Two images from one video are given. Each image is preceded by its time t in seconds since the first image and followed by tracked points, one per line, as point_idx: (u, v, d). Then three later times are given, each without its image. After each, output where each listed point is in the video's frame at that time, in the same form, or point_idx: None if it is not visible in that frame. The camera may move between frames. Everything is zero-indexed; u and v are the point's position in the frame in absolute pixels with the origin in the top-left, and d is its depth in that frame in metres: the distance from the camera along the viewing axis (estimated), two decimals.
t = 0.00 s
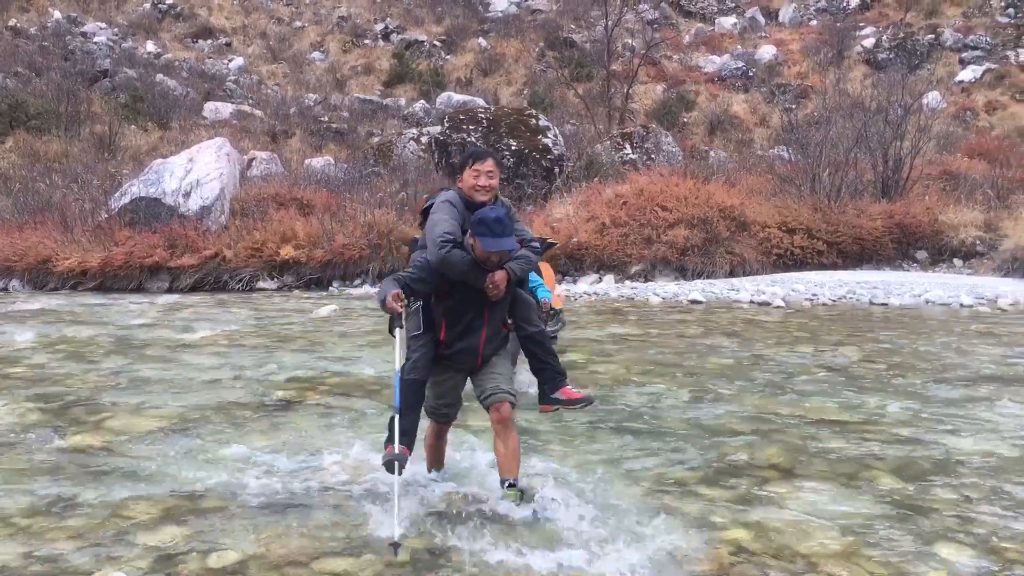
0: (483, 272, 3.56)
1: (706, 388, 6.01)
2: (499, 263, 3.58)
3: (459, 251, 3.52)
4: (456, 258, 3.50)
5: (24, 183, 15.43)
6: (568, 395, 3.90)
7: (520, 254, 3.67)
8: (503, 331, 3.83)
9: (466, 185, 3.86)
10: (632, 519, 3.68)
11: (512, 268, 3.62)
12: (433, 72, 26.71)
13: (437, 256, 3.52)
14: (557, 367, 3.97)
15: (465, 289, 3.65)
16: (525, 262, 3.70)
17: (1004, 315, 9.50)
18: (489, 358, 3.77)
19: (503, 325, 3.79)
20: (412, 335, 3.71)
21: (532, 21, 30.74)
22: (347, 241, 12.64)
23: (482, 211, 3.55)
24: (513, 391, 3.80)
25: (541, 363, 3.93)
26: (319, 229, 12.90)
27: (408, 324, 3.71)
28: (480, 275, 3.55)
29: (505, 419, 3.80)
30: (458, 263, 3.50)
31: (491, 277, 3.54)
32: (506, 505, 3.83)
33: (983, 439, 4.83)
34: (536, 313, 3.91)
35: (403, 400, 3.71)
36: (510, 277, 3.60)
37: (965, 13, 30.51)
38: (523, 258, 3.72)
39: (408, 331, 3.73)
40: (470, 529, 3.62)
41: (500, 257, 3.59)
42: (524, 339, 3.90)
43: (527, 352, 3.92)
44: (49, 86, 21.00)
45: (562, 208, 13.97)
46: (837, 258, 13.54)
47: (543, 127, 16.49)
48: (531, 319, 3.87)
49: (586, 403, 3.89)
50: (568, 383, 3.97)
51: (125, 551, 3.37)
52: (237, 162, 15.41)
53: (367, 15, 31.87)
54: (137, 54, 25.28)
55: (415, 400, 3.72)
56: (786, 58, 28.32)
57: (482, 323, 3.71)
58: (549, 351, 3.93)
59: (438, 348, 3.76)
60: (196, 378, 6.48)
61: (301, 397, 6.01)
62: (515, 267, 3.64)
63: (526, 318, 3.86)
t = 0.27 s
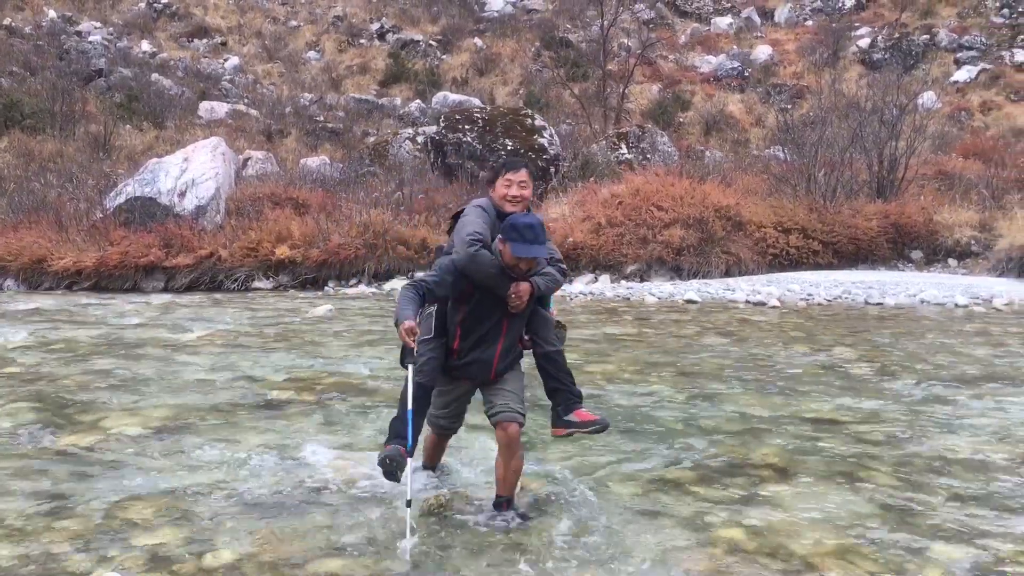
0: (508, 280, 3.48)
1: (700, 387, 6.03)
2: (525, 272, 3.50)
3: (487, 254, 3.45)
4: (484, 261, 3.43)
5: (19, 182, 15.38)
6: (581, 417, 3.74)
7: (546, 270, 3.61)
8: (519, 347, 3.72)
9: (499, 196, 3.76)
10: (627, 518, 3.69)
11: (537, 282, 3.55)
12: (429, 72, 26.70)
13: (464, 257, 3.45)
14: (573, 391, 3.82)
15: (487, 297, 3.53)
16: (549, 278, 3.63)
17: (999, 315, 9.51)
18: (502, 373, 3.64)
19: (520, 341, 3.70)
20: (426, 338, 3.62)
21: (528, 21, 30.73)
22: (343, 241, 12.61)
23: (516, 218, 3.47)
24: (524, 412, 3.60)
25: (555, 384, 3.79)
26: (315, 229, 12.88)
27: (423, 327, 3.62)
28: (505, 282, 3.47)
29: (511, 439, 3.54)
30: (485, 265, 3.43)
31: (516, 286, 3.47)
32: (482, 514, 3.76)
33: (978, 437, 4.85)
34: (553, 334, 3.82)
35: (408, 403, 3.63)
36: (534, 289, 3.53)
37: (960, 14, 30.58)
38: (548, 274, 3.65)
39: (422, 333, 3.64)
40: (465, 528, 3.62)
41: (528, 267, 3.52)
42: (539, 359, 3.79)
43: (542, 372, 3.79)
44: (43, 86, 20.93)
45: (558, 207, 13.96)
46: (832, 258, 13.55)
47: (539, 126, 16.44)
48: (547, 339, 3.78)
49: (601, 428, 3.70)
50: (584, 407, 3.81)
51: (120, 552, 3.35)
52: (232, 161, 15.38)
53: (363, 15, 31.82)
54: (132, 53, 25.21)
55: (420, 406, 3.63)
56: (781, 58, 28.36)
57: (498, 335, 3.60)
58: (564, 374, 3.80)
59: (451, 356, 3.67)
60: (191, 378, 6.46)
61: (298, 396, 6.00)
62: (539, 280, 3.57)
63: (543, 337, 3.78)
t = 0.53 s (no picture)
0: (511, 265, 3.42)
1: (697, 384, 6.03)
2: (528, 258, 3.43)
3: (490, 237, 3.40)
4: (485, 245, 3.37)
5: (14, 181, 15.33)
6: (579, 411, 3.65)
7: (552, 257, 3.53)
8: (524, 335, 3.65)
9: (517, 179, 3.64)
10: (624, 515, 3.68)
11: (541, 269, 3.48)
12: (425, 70, 26.66)
13: (467, 240, 3.39)
14: (573, 383, 3.74)
15: (488, 282, 3.47)
16: (554, 267, 3.55)
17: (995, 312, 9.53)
18: (502, 360, 3.57)
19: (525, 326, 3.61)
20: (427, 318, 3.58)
21: (525, 19, 30.69)
22: (339, 239, 12.59)
23: (520, 201, 3.39)
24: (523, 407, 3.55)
25: (555, 375, 3.74)
26: (311, 227, 12.85)
27: (425, 306, 3.59)
28: (507, 267, 3.41)
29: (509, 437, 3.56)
30: (488, 248, 3.37)
31: (517, 272, 3.40)
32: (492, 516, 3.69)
33: (973, 434, 4.86)
34: (558, 322, 3.74)
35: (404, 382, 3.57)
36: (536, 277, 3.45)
37: (956, 11, 30.62)
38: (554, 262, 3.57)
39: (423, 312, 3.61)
40: (462, 526, 3.61)
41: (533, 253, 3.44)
42: (541, 348, 3.71)
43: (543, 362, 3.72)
44: (38, 84, 20.86)
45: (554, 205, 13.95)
46: (828, 255, 13.56)
47: (535, 124, 16.39)
48: (552, 327, 3.70)
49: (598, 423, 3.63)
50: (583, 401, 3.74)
51: (116, 550, 3.34)
52: (228, 159, 15.35)
53: (359, 12, 31.75)
54: (128, 51, 25.13)
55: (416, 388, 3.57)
56: (777, 55, 28.37)
57: (500, 320, 3.53)
58: (565, 366, 3.73)
59: (452, 338, 3.62)
60: (188, 376, 6.44)
61: (295, 394, 6.00)
62: (543, 268, 3.50)
63: (548, 325, 3.68)
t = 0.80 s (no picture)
0: (494, 257, 3.38)
1: (693, 381, 6.04)
2: (512, 250, 3.38)
3: (473, 228, 3.38)
4: (467, 236, 3.36)
5: (8, 178, 15.27)
6: (570, 407, 3.43)
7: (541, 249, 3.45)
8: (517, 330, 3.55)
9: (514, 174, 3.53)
10: (621, 512, 3.69)
11: (528, 261, 3.40)
12: (421, 66, 26.61)
13: (450, 232, 3.39)
14: (567, 379, 3.52)
15: (473, 275, 3.43)
16: (543, 259, 3.47)
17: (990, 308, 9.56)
18: (492, 354, 3.49)
19: (516, 317, 3.51)
20: (418, 312, 3.58)
21: (521, 15, 30.67)
22: (335, 237, 12.57)
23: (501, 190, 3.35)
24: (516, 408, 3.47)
25: (547, 370, 3.51)
26: (307, 225, 12.83)
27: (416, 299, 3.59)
28: (490, 259, 3.37)
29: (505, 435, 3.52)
30: (469, 239, 3.35)
31: (501, 264, 3.34)
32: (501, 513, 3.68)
33: (968, 430, 4.88)
34: (555, 317, 3.59)
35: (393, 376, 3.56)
36: (523, 269, 3.37)
37: (952, 7, 30.65)
38: (543, 255, 3.48)
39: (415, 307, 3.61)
40: (459, 524, 3.61)
41: (517, 245, 3.38)
42: (535, 342, 3.56)
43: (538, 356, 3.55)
44: (33, 81, 20.77)
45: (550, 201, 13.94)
46: (824, 252, 13.57)
47: (531, 121, 16.36)
48: (547, 321, 3.56)
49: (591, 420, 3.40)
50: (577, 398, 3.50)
51: (113, 549, 3.33)
52: (224, 157, 15.31)
53: (354, 9, 31.67)
54: (123, 48, 25.03)
55: (404, 380, 3.56)
56: (774, 52, 28.37)
57: (488, 313, 3.46)
58: (561, 360, 3.54)
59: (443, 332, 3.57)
60: (184, 374, 6.43)
61: (291, 392, 5.99)
62: (530, 261, 3.42)
63: (542, 319, 3.55)
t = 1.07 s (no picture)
0: (467, 257, 3.22)
1: (691, 378, 6.03)
2: (483, 249, 3.21)
3: (441, 231, 3.24)
4: (435, 239, 3.23)
5: (6, 176, 15.24)
6: (560, 408, 3.30)
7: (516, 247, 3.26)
8: (505, 330, 3.37)
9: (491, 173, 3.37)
10: (618, 510, 3.68)
11: (503, 259, 3.22)
12: (419, 64, 26.59)
13: (419, 237, 3.27)
14: (558, 379, 3.40)
15: (449, 280, 3.26)
16: (521, 256, 3.27)
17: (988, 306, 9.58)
18: (479, 358, 3.34)
19: (500, 318, 3.33)
20: (403, 322, 3.43)
21: (519, 13, 30.64)
22: (333, 235, 12.56)
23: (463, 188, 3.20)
24: (511, 415, 3.41)
25: (538, 370, 3.39)
26: (305, 223, 12.81)
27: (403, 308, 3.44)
28: (461, 260, 3.21)
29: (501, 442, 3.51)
30: (438, 242, 3.22)
31: (473, 265, 3.18)
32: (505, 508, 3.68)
33: (966, 427, 4.88)
34: (542, 315, 3.40)
35: (381, 389, 3.46)
36: (498, 268, 3.20)
37: (950, 6, 30.67)
38: (521, 252, 3.29)
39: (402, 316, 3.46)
40: (456, 521, 3.61)
41: (488, 244, 3.21)
42: (524, 342, 3.39)
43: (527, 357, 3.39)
44: (30, 79, 20.73)
45: (548, 199, 13.91)
46: (822, 250, 13.58)
47: (529, 119, 16.32)
48: (534, 320, 3.36)
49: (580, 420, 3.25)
50: (569, 398, 3.38)
51: (110, 548, 3.31)
52: (222, 155, 15.29)
53: (352, 7, 31.63)
54: (120, 46, 24.99)
55: (392, 393, 3.45)
56: (772, 50, 28.37)
57: (470, 316, 3.30)
58: (550, 359, 3.37)
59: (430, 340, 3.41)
60: (181, 372, 6.42)
61: (289, 390, 5.98)
62: (506, 259, 3.23)
63: (528, 317, 3.36)
